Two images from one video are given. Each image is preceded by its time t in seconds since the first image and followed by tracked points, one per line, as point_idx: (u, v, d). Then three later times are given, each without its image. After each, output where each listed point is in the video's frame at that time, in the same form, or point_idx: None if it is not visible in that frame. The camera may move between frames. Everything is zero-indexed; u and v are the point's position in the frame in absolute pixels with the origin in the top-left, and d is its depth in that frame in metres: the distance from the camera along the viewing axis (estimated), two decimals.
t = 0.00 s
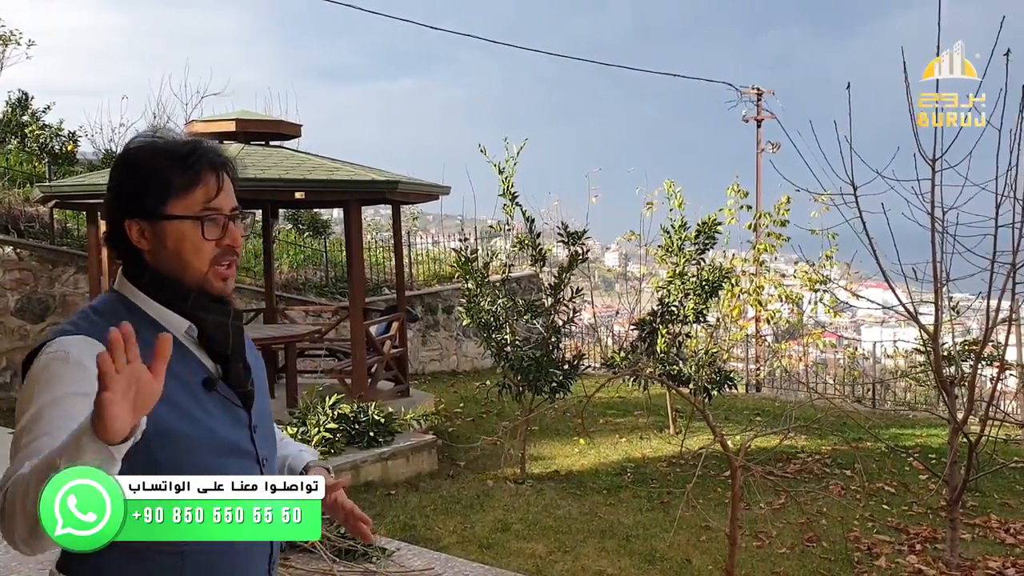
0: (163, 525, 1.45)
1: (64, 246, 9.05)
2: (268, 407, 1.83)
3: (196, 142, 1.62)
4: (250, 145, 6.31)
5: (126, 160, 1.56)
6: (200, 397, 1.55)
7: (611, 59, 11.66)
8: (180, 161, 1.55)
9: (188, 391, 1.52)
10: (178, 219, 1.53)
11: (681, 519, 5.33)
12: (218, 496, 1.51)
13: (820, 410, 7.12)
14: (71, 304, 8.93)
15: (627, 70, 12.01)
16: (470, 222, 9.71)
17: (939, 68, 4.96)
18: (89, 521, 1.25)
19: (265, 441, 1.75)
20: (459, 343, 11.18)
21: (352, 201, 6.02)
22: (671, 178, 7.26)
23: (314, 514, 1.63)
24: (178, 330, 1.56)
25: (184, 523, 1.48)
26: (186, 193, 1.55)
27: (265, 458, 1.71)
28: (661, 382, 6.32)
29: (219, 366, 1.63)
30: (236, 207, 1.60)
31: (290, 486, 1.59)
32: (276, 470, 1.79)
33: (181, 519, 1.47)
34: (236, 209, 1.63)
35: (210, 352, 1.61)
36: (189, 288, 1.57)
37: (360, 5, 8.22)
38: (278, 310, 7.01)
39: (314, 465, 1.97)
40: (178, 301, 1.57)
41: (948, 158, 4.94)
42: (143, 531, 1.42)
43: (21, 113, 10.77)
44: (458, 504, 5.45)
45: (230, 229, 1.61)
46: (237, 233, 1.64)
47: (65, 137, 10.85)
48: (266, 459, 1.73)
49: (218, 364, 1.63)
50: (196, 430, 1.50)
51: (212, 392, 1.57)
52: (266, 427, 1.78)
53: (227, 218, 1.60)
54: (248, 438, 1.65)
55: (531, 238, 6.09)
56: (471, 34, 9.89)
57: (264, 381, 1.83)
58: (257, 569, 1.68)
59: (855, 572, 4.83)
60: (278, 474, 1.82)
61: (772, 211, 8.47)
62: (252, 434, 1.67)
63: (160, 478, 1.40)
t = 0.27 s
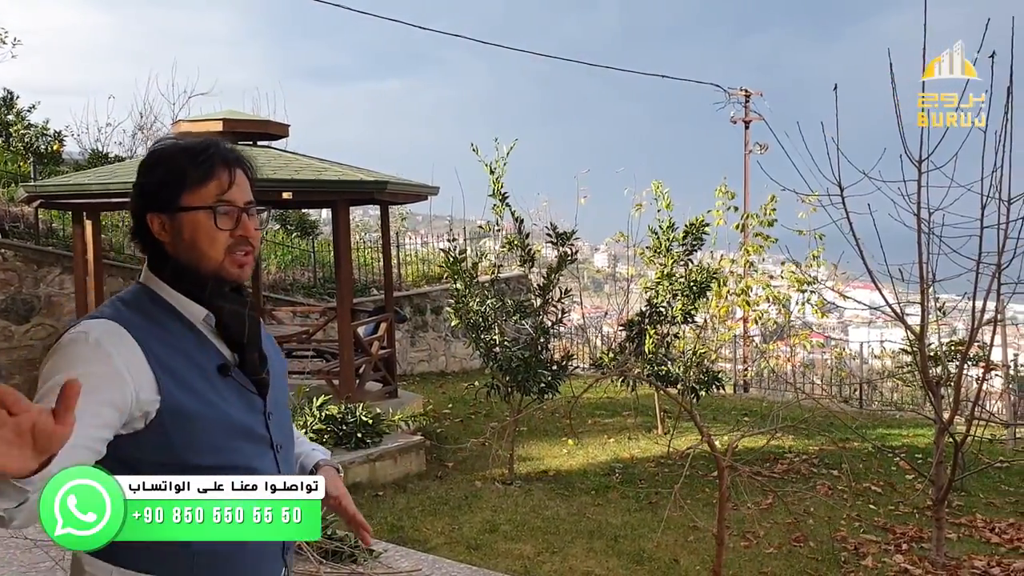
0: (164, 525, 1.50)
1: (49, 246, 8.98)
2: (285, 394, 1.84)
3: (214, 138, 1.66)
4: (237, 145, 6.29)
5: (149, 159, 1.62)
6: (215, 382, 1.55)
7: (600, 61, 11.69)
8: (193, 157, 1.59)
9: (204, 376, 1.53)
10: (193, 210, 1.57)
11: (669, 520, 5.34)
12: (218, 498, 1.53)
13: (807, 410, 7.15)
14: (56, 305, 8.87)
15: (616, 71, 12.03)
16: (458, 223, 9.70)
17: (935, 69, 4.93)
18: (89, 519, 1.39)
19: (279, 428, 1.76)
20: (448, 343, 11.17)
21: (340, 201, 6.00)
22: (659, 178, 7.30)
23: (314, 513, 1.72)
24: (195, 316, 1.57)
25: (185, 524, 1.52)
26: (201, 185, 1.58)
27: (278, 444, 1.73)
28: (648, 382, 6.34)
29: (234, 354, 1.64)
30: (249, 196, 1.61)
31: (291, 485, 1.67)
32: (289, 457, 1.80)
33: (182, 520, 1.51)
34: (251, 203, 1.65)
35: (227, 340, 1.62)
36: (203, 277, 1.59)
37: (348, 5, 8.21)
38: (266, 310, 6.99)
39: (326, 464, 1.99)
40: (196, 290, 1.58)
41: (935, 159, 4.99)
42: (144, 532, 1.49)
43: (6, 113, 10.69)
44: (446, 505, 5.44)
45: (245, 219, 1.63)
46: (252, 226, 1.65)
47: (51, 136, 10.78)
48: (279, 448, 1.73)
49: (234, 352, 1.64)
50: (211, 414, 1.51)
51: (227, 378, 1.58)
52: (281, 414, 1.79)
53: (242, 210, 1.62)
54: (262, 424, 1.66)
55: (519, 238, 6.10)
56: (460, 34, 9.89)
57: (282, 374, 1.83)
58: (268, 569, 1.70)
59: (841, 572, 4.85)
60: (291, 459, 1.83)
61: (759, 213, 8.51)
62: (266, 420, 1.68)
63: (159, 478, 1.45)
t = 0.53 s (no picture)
0: (164, 524, 1.54)
1: (36, 247, 8.92)
2: (302, 388, 1.84)
3: (236, 142, 1.72)
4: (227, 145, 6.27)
5: (181, 163, 1.70)
6: (229, 370, 1.57)
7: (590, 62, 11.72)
8: (211, 156, 1.64)
9: (217, 363, 1.55)
10: (207, 203, 1.61)
11: (659, 520, 5.34)
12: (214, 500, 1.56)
13: (796, 411, 7.18)
14: (43, 306, 8.80)
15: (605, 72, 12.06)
16: (448, 223, 9.70)
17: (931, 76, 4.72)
18: (89, 520, 1.48)
19: (293, 419, 1.77)
20: (438, 344, 11.16)
21: (330, 201, 5.99)
22: (648, 180, 7.33)
23: (314, 513, 1.74)
24: (211, 306, 1.60)
25: (185, 523, 1.56)
26: (217, 182, 1.63)
27: (290, 435, 1.73)
28: (638, 383, 6.34)
29: (251, 345, 1.64)
30: (261, 191, 1.64)
31: (291, 486, 1.69)
32: (301, 449, 1.81)
33: (182, 519, 1.54)
34: (267, 201, 1.68)
35: (241, 330, 1.63)
36: (216, 269, 1.61)
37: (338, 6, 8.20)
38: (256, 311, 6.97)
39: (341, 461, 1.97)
40: (211, 281, 1.61)
41: (923, 160, 5.01)
42: (145, 531, 1.54)
43: None
44: (436, 506, 5.43)
45: (258, 214, 1.65)
46: (266, 223, 1.67)
47: (38, 136, 10.71)
48: (291, 439, 1.74)
49: (249, 343, 1.65)
50: (221, 400, 1.53)
51: (240, 367, 1.60)
52: (296, 406, 1.79)
53: (255, 205, 1.65)
54: (273, 414, 1.67)
55: (509, 239, 6.10)
56: (450, 35, 9.89)
57: (302, 368, 1.84)
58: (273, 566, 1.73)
59: (830, 571, 4.86)
60: (305, 454, 1.82)
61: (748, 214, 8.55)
62: (278, 411, 1.68)
63: (159, 479, 1.50)
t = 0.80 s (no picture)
0: (164, 524, 1.64)
1: (26, 247, 8.87)
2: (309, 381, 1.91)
3: (248, 143, 1.78)
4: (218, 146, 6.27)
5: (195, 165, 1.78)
6: (237, 362, 1.65)
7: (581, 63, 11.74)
8: (220, 156, 1.71)
9: (225, 355, 1.63)
10: (215, 202, 1.68)
11: (651, 520, 5.35)
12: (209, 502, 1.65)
13: (787, 410, 7.20)
14: (33, 306, 8.75)
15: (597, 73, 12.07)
16: (440, 224, 9.69)
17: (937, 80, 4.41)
18: (89, 521, 1.46)
19: (299, 411, 1.84)
20: (430, 345, 11.15)
21: (322, 202, 5.99)
22: (640, 180, 7.35)
23: (314, 513, 1.81)
24: (221, 300, 1.68)
25: (186, 523, 1.66)
26: (225, 181, 1.70)
27: (294, 427, 1.80)
28: (629, 383, 6.35)
29: (259, 339, 1.72)
30: (266, 190, 1.68)
31: (290, 486, 1.75)
32: (307, 442, 1.87)
33: (181, 519, 1.64)
34: (275, 199, 1.73)
35: (250, 324, 1.71)
36: (225, 266, 1.68)
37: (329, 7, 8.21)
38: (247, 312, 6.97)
39: (348, 460, 1.99)
40: (221, 276, 1.68)
41: (913, 161, 5.01)
42: (147, 531, 1.63)
43: None
44: (428, 506, 5.43)
45: (265, 212, 1.71)
46: (274, 220, 1.73)
47: (27, 136, 10.65)
48: (296, 431, 1.82)
49: (258, 336, 1.72)
50: (228, 390, 1.61)
51: (248, 359, 1.67)
52: (303, 400, 1.86)
53: (262, 204, 1.70)
54: (279, 406, 1.74)
55: (501, 239, 6.11)
56: (442, 36, 9.90)
57: (312, 364, 1.92)
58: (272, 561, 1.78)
59: (822, 571, 4.87)
60: (309, 446, 1.90)
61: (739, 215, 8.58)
62: (284, 403, 1.76)
63: (160, 479, 1.60)
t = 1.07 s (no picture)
0: (164, 524, 1.66)
1: (16, 247, 8.83)
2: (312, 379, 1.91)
3: (250, 144, 1.83)
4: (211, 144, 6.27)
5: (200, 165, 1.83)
6: (233, 356, 1.66)
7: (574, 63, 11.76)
8: (220, 155, 1.75)
9: (221, 349, 1.65)
10: (212, 199, 1.72)
11: (643, 518, 5.37)
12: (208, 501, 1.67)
13: (779, 409, 7.23)
14: (23, 306, 8.71)
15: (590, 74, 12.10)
16: (433, 223, 9.69)
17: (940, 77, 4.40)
18: (89, 520, 1.49)
19: (298, 408, 1.84)
20: (422, 344, 11.15)
21: (314, 201, 5.99)
22: (632, 180, 7.38)
23: (315, 514, 1.82)
24: (219, 296, 1.70)
25: (185, 523, 1.68)
26: (224, 179, 1.74)
27: (291, 423, 1.80)
28: (622, 382, 6.37)
29: (256, 334, 1.74)
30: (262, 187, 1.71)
31: (291, 486, 1.77)
32: (305, 439, 1.87)
33: (181, 519, 1.67)
34: (273, 197, 1.76)
35: (248, 319, 1.73)
36: (223, 262, 1.71)
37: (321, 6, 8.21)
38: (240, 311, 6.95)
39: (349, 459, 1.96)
40: (220, 272, 1.71)
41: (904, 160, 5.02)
42: (147, 531, 1.66)
43: None
44: (421, 505, 5.43)
45: (261, 209, 1.73)
46: (271, 218, 1.75)
47: (17, 135, 10.60)
48: (293, 427, 1.81)
49: (256, 332, 1.74)
50: (222, 384, 1.63)
51: (244, 354, 1.68)
52: (303, 397, 1.86)
53: (258, 201, 1.73)
54: (276, 402, 1.75)
55: (494, 238, 6.11)
56: (435, 36, 9.91)
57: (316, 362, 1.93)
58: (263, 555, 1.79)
59: (813, 568, 4.89)
60: (308, 443, 1.90)
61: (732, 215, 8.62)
62: (282, 399, 1.76)
63: (159, 479, 1.62)
